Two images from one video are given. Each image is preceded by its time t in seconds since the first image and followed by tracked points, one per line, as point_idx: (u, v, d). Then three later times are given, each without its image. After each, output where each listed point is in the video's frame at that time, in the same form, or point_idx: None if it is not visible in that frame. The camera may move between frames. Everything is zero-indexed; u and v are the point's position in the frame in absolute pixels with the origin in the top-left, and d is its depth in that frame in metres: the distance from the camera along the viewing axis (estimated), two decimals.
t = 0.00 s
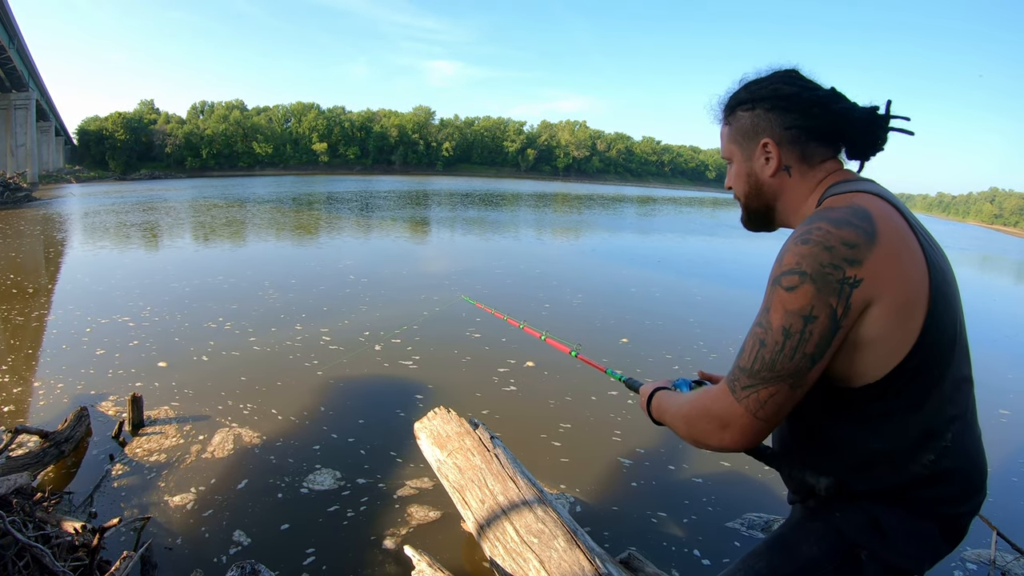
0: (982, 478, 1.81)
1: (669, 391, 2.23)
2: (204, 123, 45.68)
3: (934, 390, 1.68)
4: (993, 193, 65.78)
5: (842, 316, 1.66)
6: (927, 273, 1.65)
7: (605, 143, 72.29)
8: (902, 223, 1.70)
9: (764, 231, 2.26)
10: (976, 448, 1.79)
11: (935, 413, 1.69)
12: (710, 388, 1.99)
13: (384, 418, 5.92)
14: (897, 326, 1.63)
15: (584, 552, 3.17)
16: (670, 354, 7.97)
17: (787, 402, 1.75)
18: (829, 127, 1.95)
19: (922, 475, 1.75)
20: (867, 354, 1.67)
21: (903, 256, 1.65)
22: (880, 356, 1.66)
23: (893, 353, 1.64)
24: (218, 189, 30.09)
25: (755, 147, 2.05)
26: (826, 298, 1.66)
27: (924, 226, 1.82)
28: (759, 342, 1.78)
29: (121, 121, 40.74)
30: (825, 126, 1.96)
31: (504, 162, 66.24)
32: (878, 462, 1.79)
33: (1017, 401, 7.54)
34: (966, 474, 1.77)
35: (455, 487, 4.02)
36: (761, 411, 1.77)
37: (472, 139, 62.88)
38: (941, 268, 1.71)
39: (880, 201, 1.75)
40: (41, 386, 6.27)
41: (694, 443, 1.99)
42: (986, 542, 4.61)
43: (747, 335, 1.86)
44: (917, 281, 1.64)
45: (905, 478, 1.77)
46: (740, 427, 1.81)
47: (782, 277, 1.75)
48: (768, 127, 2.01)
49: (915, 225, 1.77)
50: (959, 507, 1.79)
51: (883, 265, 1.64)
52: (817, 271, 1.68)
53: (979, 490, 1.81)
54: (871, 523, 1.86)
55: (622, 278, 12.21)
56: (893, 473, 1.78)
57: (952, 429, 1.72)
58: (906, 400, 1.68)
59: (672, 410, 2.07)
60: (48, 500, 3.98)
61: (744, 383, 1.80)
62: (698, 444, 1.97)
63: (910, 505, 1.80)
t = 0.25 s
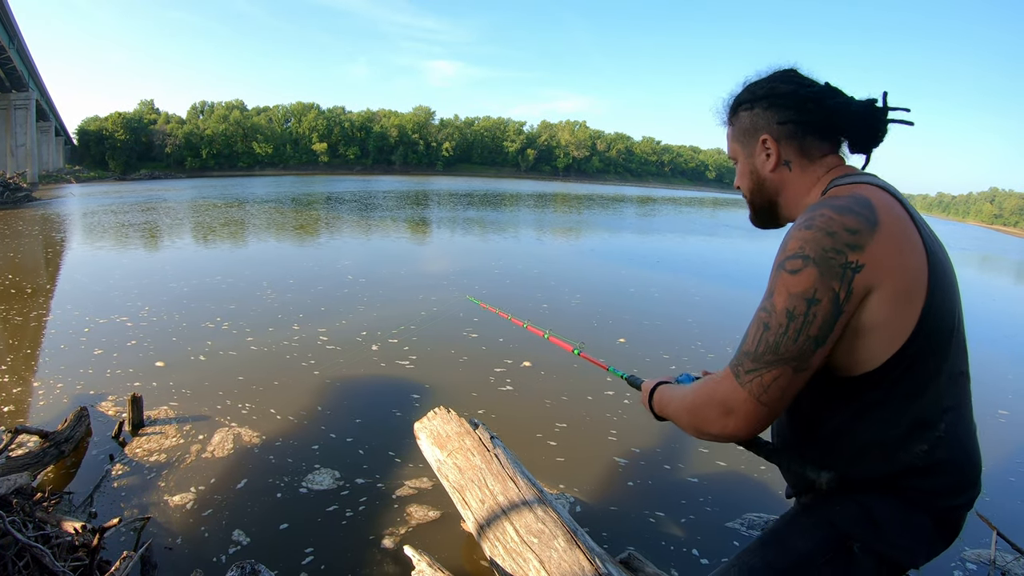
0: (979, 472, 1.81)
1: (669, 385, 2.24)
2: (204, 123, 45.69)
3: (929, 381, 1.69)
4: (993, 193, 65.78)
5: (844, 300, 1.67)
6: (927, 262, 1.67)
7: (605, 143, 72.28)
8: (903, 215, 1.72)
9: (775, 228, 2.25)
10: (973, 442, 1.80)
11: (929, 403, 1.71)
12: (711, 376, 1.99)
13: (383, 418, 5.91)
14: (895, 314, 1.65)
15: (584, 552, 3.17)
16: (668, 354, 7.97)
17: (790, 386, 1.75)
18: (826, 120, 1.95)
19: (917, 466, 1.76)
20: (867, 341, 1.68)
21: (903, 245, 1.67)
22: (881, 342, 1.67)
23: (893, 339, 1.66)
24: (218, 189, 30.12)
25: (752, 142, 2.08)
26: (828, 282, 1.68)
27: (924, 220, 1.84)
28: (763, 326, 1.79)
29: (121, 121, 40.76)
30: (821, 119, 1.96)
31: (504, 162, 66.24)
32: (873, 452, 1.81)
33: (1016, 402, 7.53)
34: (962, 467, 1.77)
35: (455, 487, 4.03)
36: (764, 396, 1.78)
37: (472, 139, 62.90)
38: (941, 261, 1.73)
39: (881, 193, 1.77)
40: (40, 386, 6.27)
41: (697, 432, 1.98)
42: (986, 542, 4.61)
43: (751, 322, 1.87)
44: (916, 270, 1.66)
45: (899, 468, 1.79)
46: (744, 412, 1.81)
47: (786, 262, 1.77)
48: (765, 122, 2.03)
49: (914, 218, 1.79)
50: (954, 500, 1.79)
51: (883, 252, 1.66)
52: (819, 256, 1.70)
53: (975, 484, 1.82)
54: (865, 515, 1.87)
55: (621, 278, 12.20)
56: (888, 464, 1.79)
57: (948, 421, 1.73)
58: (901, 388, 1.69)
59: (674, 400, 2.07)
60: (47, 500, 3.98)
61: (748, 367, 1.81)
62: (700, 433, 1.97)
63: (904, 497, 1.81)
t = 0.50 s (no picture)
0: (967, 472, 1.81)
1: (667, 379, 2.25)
2: (204, 123, 45.68)
3: (920, 376, 1.69)
4: (993, 193, 65.79)
5: (843, 287, 1.69)
6: (920, 256, 1.69)
7: (605, 143, 72.29)
8: (897, 212, 1.75)
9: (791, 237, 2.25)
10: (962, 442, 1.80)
11: (920, 399, 1.71)
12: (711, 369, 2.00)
13: (380, 417, 5.93)
14: (891, 305, 1.66)
15: (584, 552, 3.17)
16: (665, 354, 7.97)
17: (793, 373, 1.76)
18: (804, 124, 2.02)
19: (904, 462, 1.77)
20: (864, 331, 1.69)
21: (896, 237, 1.70)
22: (878, 331, 1.68)
23: (889, 328, 1.67)
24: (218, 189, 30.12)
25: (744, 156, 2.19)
26: (827, 268, 1.70)
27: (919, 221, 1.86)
28: (764, 314, 1.81)
29: (121, 121, 40.76)
30: (798, 125, 2.02)
31: (503, 162, 66.27)
32: (863, 446, 1.82)
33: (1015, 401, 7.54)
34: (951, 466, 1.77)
35: (455, 487, 4.03)
36: (768, 383, 1.78)
37: (472, 139, 62.91)
38: (933, 258, 1.74)
39: (874, 189, 1.80)
40: (40, 386, 6.27)
41: (696, 426, 1.98)
42: (985, 542, 4.61)
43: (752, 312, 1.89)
44: (909, 263, 1.68)
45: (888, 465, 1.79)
46: (746, 400, 1.82)
47: (784, 250, 1.80)
48: (749, 137, 2.13)
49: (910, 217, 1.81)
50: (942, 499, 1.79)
51: (880, 241, 1.68)
52: (817, 243, 1.73)
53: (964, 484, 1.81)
54: (854, 510, 1.87)
55: (619, 278, 12.21)
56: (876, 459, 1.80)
57: (938, 417, 1.74)
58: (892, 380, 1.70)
59: (673, 394, 2.07)
60: (48, 500, 3.98)
61: (749, 356, 1.82)
62: (699, 426, 1.97)
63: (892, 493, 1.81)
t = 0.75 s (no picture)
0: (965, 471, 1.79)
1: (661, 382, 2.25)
2: (204, 123, 45.67)
3: (908, 368, 1.71)
4: (993, 193, 65.79)
5: (825, 276, 1.73)
6: (903, 248, 1.72)
7: (605, 142, 72.31)
8: (882, 207, 1.79)
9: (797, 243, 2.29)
10: (959, 439, 1.79)
11: (909, 391, 1.72)
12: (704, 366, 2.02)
13: (377, 417, 5.93)
14: (874, 295, 1.69)
15: (584, 552, 3.17)
16: (663, 354, 7.97)
17: (787, 359, 1.77)
18: (792, 136, 2.10)
19: (894, 456, 1.77)
20: (850, 318, 1.72)
21: (876, 230, 1.74)
22: (862, 317, 1.70)
23: (873, 315, 1.69)
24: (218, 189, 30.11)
25: (740, 170, 2.28)
26: (808, 258, 1.75)
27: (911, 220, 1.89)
28: (753, 305, 1.83)
29: (121, 121, 40.75)
30: (785, 137, 2.11)
31: (503, 162, 66.30)
32: (854, 439, 1.84)
33: (1014, 401, 7.54)
34: (946, 463, 1.76)
35: (455, 487, 4.03)
36: (762, 370, 1.79)
37: (472, 139, 62.90)
38: (922, 254, 1.76)
39: (857, 187, 1.86)
40: (40, 386, 6.27)
41: (691, 424, 1.98)
42: (985, 542, 4.61)
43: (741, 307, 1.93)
44: (892, 254, 1.71)
45: (878, 458, 1.80)
46: (741, 389, 1.82)
47: (768, 245, 1.86)
48: (743, 153, 2.23)
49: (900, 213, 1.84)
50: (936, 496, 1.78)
51: (859, 232, 1.73)
52: (798, 235, 1.78)
53: (961, 484, 1.79)
54: (844, 505, 1.89)
55: (618, 278, 12.21)
56: (866, 452, 1.81)
57: (929, 412, 1.74)
58: (879, 370, 1.72)
59: (666, 393, 2.08)
60: (47, 500, 3.98)
61: (741, 346, 1.84)
62: (694, 422, 1.96)
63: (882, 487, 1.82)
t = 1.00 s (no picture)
0: (961, 465, 1.76)
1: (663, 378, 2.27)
2: (204, 123, 45.67)
3: (896, 356, 1.71)
4: (993, 193, 65.81)
5: (819, 262, 1.77)
6: (893, 237, 1.75)
7: (605, 142, 72.34)
8: (873, 201, 1.83)
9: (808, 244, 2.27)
10: (955, 432, 1.76)
11: (897, 376, 1.72)
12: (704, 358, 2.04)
13: (374, 417, 5.93)
14: (864, 282, 1.73)
15: (584, 552, 3.17)
16: (661, 354, 7.97)
17: (788, 343, 1.80)
18: (789, 140, 2.11)
19: (883, 444, 1.77)
20: (844, 305, 1.75)
21: (866, 219, 1.78)
22: (857, 303, 1.73)
23: (867, 300, 1.72)
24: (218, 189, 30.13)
25: (745, 176, 2.30)
26: (801, 246, 1.80)
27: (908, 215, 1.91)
28: (751, 295, 1.88)
29: (121, 121, 40.75)
30: (783, 140, 2.12)
31: (503, 163, 66.33)
32: (844, 429, 1.85)
33: (1013, 401, 7.54)
34: (938, 455, 1.74)
35: (455, 487, 4.03)
36: (764, 355, 1.82)
37: (472, 139, 62.91)
38: (914, 245, 1.78)
39: (849, 182, 1.89)
40: (40, 386, 6.27)
41: (694, 413, 1.99)
42: (985, 542, 4.61)
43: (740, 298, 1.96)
44: (880, 243, 1.75)
45: (866, 448, 1.81)
46: (744, 374, 1.85)
47: (763, 236, 1.91)
48: (746, 158, 2.26)
49: (895, 207, 1.86)
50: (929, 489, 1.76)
51: (850, 220, 1.77)
52: (790, 226, 1.84)
53: (957, 478, 1.76)
54: (834, 497, 1.90)
55: (617, 278, 12.21)
56: (854, 441, 1.83)
57: (919, 401, 1.73)
58: (867, 356, 1.73)
59: (666, 386, 2.10)
60: (47, 500, 3.98)
61: (743, 332, 1.87)
62: (694, 411, 1.98)
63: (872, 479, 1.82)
